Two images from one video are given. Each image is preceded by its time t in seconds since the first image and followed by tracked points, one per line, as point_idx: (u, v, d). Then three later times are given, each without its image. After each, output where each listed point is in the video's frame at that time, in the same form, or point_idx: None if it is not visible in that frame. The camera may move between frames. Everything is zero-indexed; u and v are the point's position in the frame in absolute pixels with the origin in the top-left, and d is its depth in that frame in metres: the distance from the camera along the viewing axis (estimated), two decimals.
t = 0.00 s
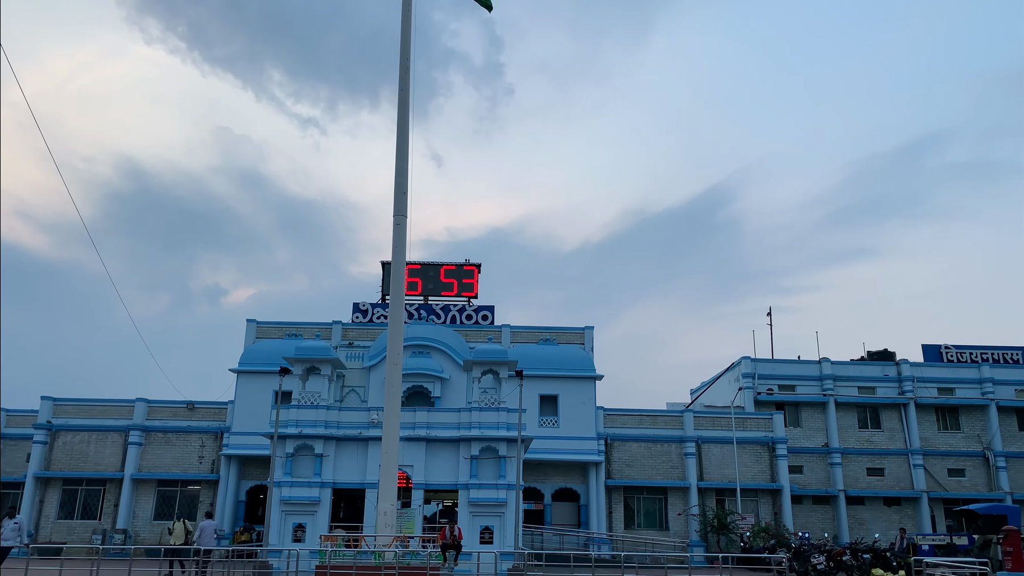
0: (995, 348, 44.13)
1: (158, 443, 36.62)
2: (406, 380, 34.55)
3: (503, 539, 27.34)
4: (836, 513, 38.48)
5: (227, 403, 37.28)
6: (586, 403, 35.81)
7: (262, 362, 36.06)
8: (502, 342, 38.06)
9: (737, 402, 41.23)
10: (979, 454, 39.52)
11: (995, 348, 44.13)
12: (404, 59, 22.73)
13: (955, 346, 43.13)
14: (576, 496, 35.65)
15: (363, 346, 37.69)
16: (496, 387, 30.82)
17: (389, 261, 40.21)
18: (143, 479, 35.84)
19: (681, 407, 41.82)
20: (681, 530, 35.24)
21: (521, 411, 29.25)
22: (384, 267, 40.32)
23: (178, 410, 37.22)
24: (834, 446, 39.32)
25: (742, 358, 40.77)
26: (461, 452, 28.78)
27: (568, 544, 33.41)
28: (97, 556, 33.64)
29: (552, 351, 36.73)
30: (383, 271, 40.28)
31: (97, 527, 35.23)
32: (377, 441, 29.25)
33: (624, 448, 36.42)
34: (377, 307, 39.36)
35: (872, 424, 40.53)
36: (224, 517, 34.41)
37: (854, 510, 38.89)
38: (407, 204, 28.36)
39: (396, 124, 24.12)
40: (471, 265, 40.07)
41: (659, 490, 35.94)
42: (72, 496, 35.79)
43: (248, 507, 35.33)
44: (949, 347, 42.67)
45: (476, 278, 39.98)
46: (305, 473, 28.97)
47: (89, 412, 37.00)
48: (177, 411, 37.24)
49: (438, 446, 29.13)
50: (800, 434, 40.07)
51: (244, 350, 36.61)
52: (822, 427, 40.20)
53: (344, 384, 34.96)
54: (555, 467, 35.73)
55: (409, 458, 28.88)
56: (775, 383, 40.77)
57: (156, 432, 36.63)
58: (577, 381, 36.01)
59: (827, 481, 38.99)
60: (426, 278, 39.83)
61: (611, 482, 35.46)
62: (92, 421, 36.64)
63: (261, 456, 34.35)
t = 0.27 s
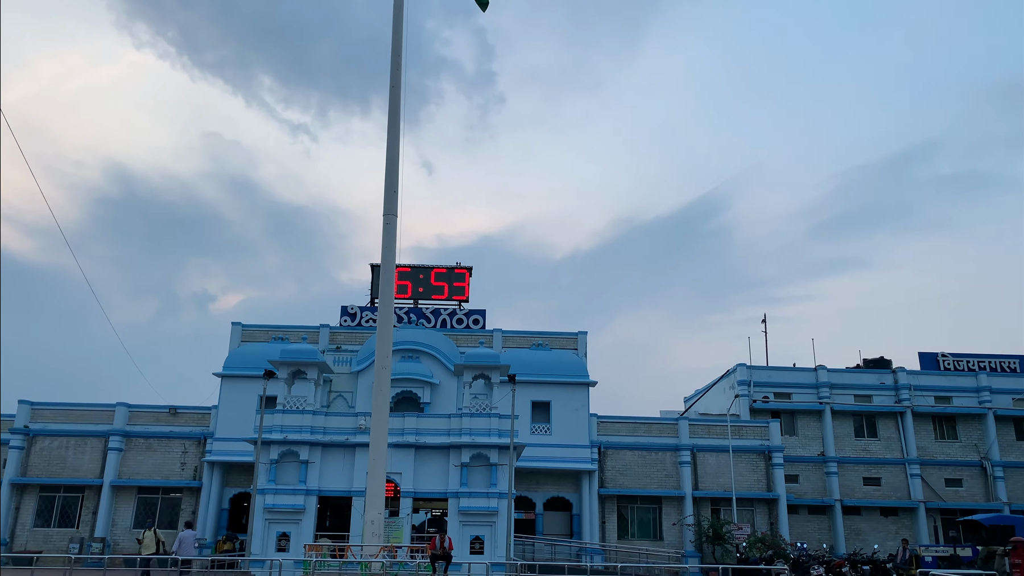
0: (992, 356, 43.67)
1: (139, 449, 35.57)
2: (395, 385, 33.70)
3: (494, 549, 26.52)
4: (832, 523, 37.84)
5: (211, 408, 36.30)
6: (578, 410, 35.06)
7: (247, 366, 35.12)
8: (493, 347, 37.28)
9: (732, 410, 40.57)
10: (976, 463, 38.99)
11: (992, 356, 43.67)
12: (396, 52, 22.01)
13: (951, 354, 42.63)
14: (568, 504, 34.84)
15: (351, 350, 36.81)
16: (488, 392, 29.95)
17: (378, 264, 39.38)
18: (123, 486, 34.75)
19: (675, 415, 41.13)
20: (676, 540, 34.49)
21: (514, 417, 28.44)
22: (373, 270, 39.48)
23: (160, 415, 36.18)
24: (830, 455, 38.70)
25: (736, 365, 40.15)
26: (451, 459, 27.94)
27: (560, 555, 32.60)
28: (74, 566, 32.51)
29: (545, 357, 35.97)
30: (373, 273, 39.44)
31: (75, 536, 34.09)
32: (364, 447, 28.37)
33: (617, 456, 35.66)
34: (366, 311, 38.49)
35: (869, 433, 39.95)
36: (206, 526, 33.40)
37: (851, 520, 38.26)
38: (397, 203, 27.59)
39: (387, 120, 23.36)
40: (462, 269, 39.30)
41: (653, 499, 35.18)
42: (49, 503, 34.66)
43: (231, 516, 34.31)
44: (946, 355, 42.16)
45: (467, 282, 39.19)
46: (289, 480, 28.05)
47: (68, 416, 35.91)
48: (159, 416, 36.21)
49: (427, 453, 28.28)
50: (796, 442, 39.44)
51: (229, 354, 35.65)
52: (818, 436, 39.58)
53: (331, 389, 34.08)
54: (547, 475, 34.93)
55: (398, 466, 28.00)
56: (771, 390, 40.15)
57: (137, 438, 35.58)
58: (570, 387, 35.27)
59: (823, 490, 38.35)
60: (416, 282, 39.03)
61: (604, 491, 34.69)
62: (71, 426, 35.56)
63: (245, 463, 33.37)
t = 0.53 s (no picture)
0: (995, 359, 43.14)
1: (127, 450, 34.74)
2: (390, 385, 32.96)
3: (491, 554, 25.81)
4: (834, 528, 37.20)
5: (201, 409, 35.50)
6: (577, 412, 34.37)
7: (238, 365, 34.35)
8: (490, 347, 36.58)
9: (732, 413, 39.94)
10: (980, 467, 38.43)
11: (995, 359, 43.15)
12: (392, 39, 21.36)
13: (954, 357, 42.07)
14: (566, 508, 34.14)
15: (345, 350, 36.06)
16: (486, 392, 29.20)
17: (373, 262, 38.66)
18: (111, 488, 33.92)
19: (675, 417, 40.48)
20: (676, 545, 33.81)
21: (512, 418, 27.71)
22: (368, 268, 38.75)
23: (149, 415, 35.35)
24: (832, 459, 38.08)
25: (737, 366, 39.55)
26: (447, 461, 27.20)
27: (558, 559, 31.85)
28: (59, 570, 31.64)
29: (543, 357, 35.28)
30: (368, 272, 38.71)
31: (60, 539, 33.22)
32: (358, 449, 27.60)
33: (616, 458, 34.98)
34: (361, 310, 37.74)
35: (871, 436, 39.34)
36: (195, 529, 32.61)
37: (853, 525, 37.64)
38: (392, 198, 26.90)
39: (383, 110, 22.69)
40: (458, 267, 38.61)
41: (653, 502, 34.49)
42: (34, 505, 33.80)
43: (221, 519, 33.50)
44: (949, 358, 41.61)
45: (463, 281, 38.50)
46: (280, 482, 27.29)
47: (54, 416, 35.06)
48: (147, 417, 35.38)
49: (423, 454, 27.54)
50: (797, 445, 38.81)
51: (220, 353, 34.88)
52: (820, 439, 38.96)
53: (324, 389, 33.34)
54: (544, 478, 34.23)
55: (392, 467, 27.24)
56: (772, 392, 39.54)
57: (125, 438, 34.75)
58: (568, 388, 34.59)
59: (825, 494, 37.72)
60: (412, 280, 38.32)
61: (603, 494, 33.99)
62: (57, 426, 34.70)
63: (235, 465, 32.57)
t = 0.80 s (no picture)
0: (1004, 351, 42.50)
1: (123, 444, 34.16)
2: (391, 378, 32.33)
3: (494, 549, 25.23)
4: (842, 522, 36.61)
5: (198, 402, 34.89)
6: (581, 405, 33.76)
7: (236, 358, 33.73)
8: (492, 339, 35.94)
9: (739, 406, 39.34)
10: (990, 461, 37.84)
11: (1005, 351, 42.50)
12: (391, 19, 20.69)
13: (964, 349, 41.41)
14: (570, 502, 33.55)
15: (345, 343, 35.42)
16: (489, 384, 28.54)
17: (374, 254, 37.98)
18: (107, 483, 33.33)
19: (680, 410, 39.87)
20: (682, 540, 33.24)
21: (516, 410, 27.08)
22: (368, 260, 38.08)
23: (145, 409, 34.74)
24: (839, 452, 37.49)
25: (743, 359, 38.96)
26: (449, 454, 26.59)
27: (562, 555, 31.25)
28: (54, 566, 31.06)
29: (546, 349, 34.65)
30: (368, 263, 38.04)
31: (55, 534, 32.62)
32: (358, 442, 26.98)
33: (621, 452, 34.39)
34: (361, 302, 37.08)
35: (879, 429, 38.74)
36: (193, 524, 32.01)
37: (861, 519, 37.05)
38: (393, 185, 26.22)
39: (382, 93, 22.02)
40: (460, 259, 37.95)
41: (658, 497, 33.91)
42: (28, 500, 33.21)
43: (219, 514, 32.92)
44: (958, 350, 40.96)
45: (465, 272, 37.85)
46: (279, 475, 26.70)
47: (49, 410, 34.44)
48: (144, 410, 34.77)
49: (424, 447, 26.93)
50: (805, 439, 38.22)
51: (217, 345, 34.25)
52: (827, 432, 38.36)
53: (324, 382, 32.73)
54: (548, 472, 33.63)
55: (394, 460, 26.63)
56: (779, 385, 38.91)
57: (121, 432, 34.16)
58: (572, 381, 33.97)
59: (833, 488, 37.14)
60: (412, 272, 37.67)
61: (608, 488, 33.42)
62: (51, 420, 34.08)
63: (233, 459, 31.96)
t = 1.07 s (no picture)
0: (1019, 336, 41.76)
1: (124, 436, 33.66)
2: (395, 366, 31.75)
3: (503, 540, 24.66)
4: (855, 511, 36.03)
5: (200, 393, 34.36)
6: (589, 393, 33.15)
7: (237, 348, 33.17)
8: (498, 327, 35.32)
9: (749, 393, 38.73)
10: (1006, 448, 37.19)
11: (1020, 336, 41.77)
12: None
13: (978, 334, 40.68)
14: (578, 492, 33.00)
15: (349, 331, 34.84)
16: (496, 372, 27.91)
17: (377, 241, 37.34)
18: (108, 475, 32.86)
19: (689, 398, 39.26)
20: (693, 529, 32.71)
21: (524, 398, 26.48)
22: (372, 247, 37.43)
23: (146, 400, 34.22)
24: (852, 439, 36.87)
25: (753, 346, 38.31)
26: (456, 443, 26.02)
27: (570, 545, 30.69)
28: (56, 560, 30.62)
29: (553, 337, 34.02)
30: (371, 251, 37.41)
31: (57, 528, 32.18)
32: (363, 431, 26.41)
33: (630, 441, 33.82)
34: (364, 290, 36.47)
35: (892, 416, 38.09)
36: (196, 516, 31.53)
37: (875, 507, 36.46)
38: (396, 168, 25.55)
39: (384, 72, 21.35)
40: (465, 246, 37.29)
41: (668, 486, 33.36)
42: (29, 493, 32.76)
43: (222, 506, 32.42)
44: (973, 335, 40.23)
45: (470, 259, 37.20)
46: (282, 466, 26.17)
47: (49, 401, 33.95)
48: (145, 401, 34.26)
49: (431, 437, 26.36)
50: (816, 426, 37.60)
51: (219, 335, 33.69)
52: (840, 419, 37.73)
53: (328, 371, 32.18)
54: (556, 461, 33.07)
55: (399, 450, 26.06)
56: (790, 372, 38.27)
57: (123, 424, 33.66)
58: (579, 369, 33.37)
59: (845, 476, 36.54)
60: (416, 259, 37.03)
61: (617, 478, 32.87)
62: (52, 412, 33.59)
63: (236, 450, 31.43)
